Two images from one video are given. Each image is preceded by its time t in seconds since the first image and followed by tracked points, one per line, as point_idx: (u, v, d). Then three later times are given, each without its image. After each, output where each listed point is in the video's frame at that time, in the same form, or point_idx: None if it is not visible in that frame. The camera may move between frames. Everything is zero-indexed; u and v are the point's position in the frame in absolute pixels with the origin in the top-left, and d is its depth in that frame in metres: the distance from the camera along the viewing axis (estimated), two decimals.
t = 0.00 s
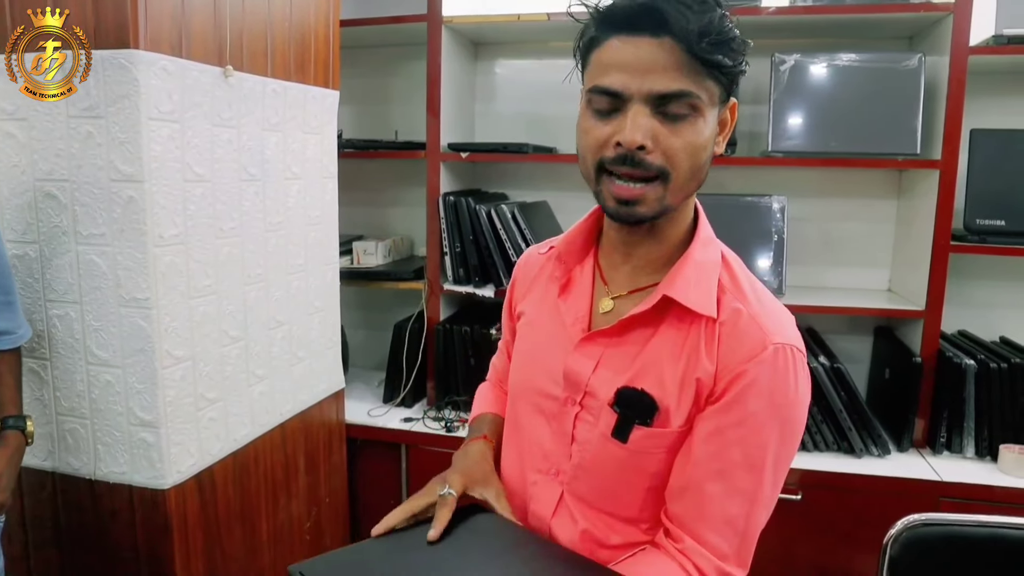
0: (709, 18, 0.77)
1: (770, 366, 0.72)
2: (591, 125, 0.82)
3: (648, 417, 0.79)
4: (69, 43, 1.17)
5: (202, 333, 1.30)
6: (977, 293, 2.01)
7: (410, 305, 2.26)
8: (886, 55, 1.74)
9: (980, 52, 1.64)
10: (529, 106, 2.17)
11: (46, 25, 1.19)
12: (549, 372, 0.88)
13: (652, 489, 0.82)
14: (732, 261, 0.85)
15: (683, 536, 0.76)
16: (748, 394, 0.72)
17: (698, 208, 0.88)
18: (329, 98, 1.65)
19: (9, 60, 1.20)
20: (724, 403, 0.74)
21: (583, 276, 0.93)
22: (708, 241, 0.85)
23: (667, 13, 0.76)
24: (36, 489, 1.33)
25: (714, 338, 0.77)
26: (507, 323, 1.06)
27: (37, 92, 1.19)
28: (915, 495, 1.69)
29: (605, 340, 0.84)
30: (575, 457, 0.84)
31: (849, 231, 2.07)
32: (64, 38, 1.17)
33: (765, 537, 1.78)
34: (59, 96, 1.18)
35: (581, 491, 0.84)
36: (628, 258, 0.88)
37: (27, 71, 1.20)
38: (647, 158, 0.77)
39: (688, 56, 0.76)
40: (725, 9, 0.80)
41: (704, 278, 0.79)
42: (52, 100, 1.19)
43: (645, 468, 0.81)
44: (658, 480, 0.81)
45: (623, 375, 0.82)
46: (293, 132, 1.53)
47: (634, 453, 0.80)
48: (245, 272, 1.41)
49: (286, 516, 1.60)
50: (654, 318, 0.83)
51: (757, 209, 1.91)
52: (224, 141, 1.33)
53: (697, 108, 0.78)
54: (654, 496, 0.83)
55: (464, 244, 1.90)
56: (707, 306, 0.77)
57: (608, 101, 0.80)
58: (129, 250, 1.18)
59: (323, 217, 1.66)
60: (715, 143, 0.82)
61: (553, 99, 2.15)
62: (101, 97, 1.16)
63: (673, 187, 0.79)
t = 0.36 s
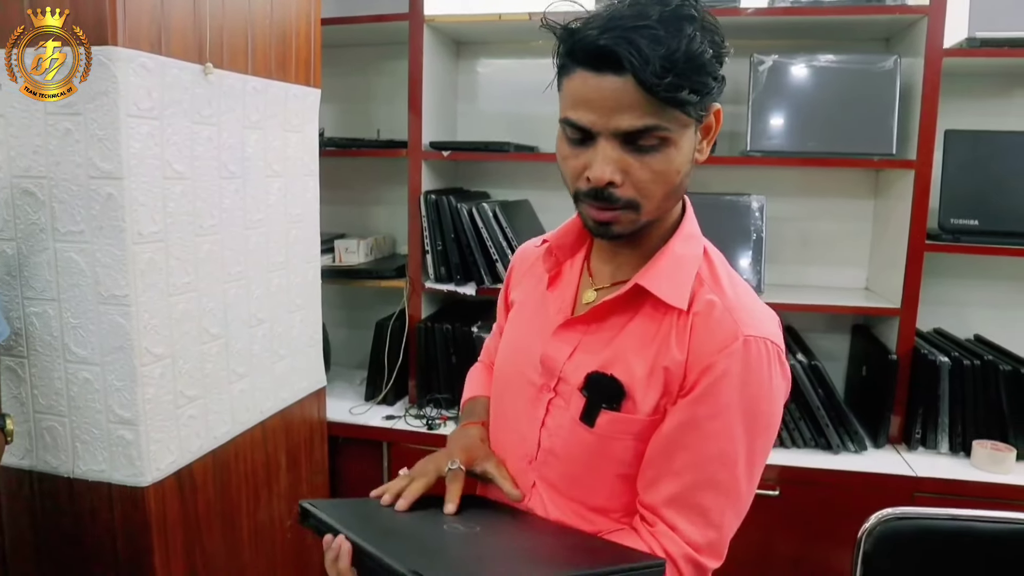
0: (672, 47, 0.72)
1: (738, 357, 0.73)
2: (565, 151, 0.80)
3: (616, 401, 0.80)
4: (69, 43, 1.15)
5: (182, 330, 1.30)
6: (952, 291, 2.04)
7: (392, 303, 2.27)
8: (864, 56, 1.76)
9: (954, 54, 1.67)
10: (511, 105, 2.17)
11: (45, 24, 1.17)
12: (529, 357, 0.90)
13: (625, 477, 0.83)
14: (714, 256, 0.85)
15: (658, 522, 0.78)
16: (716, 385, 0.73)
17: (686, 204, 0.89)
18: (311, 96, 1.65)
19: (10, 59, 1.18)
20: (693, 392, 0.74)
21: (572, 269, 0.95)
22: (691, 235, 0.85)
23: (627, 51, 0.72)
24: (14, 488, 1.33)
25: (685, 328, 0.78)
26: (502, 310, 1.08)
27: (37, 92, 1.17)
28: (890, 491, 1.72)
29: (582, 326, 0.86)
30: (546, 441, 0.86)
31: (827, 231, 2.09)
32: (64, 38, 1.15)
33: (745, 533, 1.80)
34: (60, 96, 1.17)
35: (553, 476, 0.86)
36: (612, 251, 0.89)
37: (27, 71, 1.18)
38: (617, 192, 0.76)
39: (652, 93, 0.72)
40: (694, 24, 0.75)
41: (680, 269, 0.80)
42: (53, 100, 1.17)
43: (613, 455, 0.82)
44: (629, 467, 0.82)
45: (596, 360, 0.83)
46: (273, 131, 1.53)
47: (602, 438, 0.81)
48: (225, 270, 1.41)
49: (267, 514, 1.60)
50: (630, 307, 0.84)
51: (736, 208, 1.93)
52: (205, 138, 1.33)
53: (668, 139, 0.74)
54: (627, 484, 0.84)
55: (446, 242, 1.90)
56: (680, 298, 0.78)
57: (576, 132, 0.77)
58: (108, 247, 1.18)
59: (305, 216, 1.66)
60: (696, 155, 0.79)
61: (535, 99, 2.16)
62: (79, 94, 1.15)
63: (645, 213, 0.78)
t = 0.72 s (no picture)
0: (647, 41, 0.73)
1: (705, 362, 0.74)
2: (541, 141, 0.81)
3: (583, 398, 0.81)
4: (69, 42, 1.13)
5: (163, 327, 1.30)
6: (930, 286, 2.06)
7: (376, 300, 2.27)
8: (843, 54, 1.79)
9: (931, 52, 1.69)
10: (494, 102, 2.18)
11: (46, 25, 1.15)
12: (505, 350, 0.91)
13: (590, 472, 0.84)
14: (689, 257, 0.86)
15: (611, 522, 0.81)
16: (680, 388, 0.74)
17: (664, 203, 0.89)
18: (292, 92, 1.65)
19: (10, 58, 1.17)
20: (659, 393, 0.76)
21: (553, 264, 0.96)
22: (666, 235, 0.86)
23: (602, 43, 0.73)
24: None
25: (655, 329, 0.79)
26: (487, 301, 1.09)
27: (38, 93, 1.16)
28: (868, 483, 1.74)
29: (554, 321, 0.87)
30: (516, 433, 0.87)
31: (807, 226, 2.11)
32: (64, 38, 1.14)
33: (726, 527, 1.81)
34: (60, 96, 1.15)
35: (520, 469, 0.87)
36: (591, 251, 0.90)
37: (28, 71, 1.17)
38: (587, 182, 0.77)
39: (625, 85, 0.73)
40: (672, 20, 0.76)
41: (652, 271, 0.81)
42: (53, 100, 1.16)
43: (580, 450, 0.83)
44: (593, 464, 0.84)
45: (567, 356, 0.84)
46: (255, 127, 1.53)
47: (568, 433, 0.82)
48: (206, 266, 1.41)
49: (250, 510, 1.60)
50: (603, 305, 0.85)
51: (717, 204, 1.93)
52: (185, 135, 1.33)
53: (639, 132, 0.75)
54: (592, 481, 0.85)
55: (428, 238, 1.91)
56: (651, 299, 0.80)
57: (553, 122, 0.78)
58: (87, 243, 1.18)
59: (287, 212, 1.66)
60: (670, 152, 0.80)
61: (517, 95, 2.17)
62: (57, 90, 1.15)
63: (616, 206, 0.78)
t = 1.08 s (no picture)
0: (620, 44, 0.75)
1: (684, 362, 0.75)
2: (517, 141, 0.82)
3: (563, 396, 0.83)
4: (70, 43, 1.14)
5: (152, 328, 1.31)
6: (914, 285, 2.09)
7: (367, 300, 2.28)
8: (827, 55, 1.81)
9: (912, 53, 1.71)
10: (482, 103, 2.20)
11: (46, 25, 1.16)
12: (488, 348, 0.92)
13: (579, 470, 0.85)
14: (668, 257, 0.87)
15: (607, 518, 0.80)
16: (660, 388, 0.75)
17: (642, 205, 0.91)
18: (281, 94, 1.67)
19: (10, 59, 1.16)
20: (639, 393, 0.77)
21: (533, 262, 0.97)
22: (644, 237, 0.88)
23: (575, 45, 0.74)
24: None
25: (635, 330, 0.80)
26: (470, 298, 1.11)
27: (38, 93, 1.16)
28: (853, 479, 1.76)
29: (535, 321, 0.88)
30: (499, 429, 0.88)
31: (793, 226, 2.13)
32: (64, 38, 1.15)
33: (713, 524, 1.83)
34: (60, 96, 1.15)
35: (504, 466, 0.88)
36: (569, 250, 0.91)
37: (28, 71, 1.17)
38: (558, 181, 0.78)
39: (595, 87, 0.75)
40: (646, 25, 0.77)
41: (631, 272, 0.83)
42: (53, 100, 1.16)
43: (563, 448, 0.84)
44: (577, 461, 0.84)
45: (547, 354, 0.86)
46: (243, 129, 1.54)
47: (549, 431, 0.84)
48: (195, 266, 1.42)
49: (239, 510, 1.61)
50: (582, 304, 0.86)
51: (702, 204, 1.94)
52: (173, 137, 1.34)
53: (611, 133, 0.77)
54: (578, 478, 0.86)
55: (417, 239, 1.92)
56: (630, 300, 0.81)
57: (527, 122, 0.80)
58: (76, 244, 1.19)
59: (276, 212, 1.68)
60: (644, 154, 0.81)
61: (506, 96, 2.19)
62: (45, 93, 1.16)
63: (587, 206, 0.80)
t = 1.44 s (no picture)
0: (617, 45, 0.76)
1: (672, 364, 0.77)
2: (514, 138, 0.84)
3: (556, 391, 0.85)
4: (69, 43, 1.16)
5: (155, 331, 1.33)
6: (911, 285, 2.10)
7: (368, 303, 2.30)
8: (822, 58, 1.82)
9: (906, 56, 1.73)
10: (482, 106, 2.22)
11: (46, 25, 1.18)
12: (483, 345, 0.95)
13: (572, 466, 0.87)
14: (660, 260, 0.89)
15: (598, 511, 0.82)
16: (649, 389, 0.77)
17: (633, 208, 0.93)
18: (283, 99, 1.69)
19: (10, 60, 1.19)
20: (628, 394, 0.78)
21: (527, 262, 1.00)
22: (637, 239, 0.89)
23: (575, 43, 0.76)
24: None
25: (626, 331, 0.82)
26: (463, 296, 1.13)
27: (38, 92, 1.18)
28: (850, 479, 1.77)
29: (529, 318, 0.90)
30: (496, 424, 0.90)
31: (790, 227, 2.15)
32: (64, 38, 1.17)
33: (711, 524, 1.84)
34: (59, 96, 1.18)
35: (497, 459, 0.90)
36: (562, 249, 0.93)
37: (27, 71, 1.19)
38: (553, 178, 0.80)
39: (590, 87, 0.77)
40: (642, 29, 0.79)
41: (624, 272, 0.85)
42: (53, 100, 1.18)
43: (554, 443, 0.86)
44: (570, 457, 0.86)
45: (541, 349, 0.87)
46: (245, 134, 1.56)
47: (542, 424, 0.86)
48: (198, 268, 1.44)
49: (242, 510, 1.63)
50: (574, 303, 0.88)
51: (700, 206, 1.97)
52: (176, 142, 1.36)
53: (605, 132, 0.79)
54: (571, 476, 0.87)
55: (417, 241, 1.94)
56: (623, 301, 0.83)
57: (524, 121, 0.82)
58: (80, 247, 1.21)
59: (278, 215, 1.70)
60: (636, 156, 0.83)
61: (505, 100, 2.21)
62: (50, 98, 1.18)
63: (580, 203, 0.82)
